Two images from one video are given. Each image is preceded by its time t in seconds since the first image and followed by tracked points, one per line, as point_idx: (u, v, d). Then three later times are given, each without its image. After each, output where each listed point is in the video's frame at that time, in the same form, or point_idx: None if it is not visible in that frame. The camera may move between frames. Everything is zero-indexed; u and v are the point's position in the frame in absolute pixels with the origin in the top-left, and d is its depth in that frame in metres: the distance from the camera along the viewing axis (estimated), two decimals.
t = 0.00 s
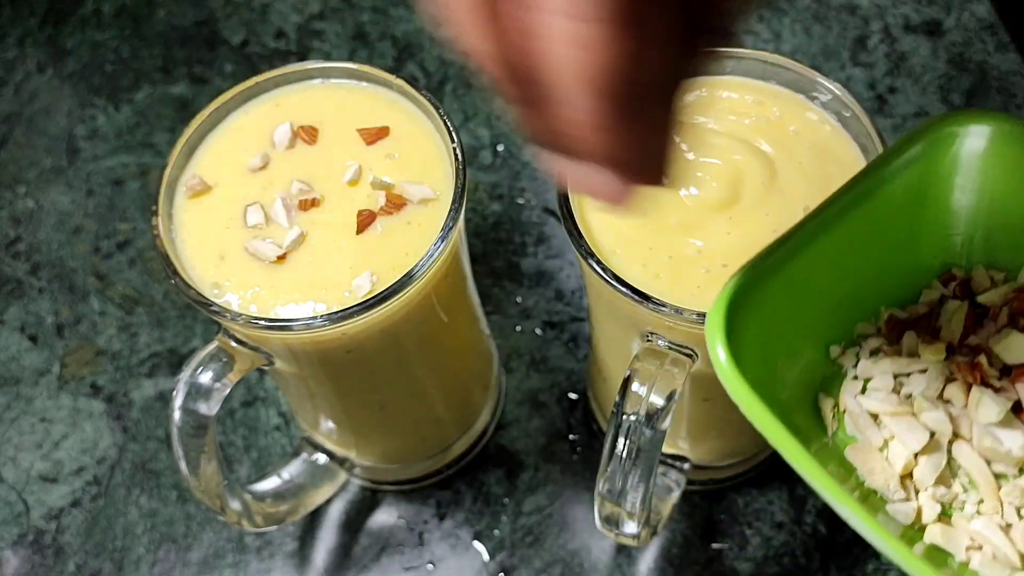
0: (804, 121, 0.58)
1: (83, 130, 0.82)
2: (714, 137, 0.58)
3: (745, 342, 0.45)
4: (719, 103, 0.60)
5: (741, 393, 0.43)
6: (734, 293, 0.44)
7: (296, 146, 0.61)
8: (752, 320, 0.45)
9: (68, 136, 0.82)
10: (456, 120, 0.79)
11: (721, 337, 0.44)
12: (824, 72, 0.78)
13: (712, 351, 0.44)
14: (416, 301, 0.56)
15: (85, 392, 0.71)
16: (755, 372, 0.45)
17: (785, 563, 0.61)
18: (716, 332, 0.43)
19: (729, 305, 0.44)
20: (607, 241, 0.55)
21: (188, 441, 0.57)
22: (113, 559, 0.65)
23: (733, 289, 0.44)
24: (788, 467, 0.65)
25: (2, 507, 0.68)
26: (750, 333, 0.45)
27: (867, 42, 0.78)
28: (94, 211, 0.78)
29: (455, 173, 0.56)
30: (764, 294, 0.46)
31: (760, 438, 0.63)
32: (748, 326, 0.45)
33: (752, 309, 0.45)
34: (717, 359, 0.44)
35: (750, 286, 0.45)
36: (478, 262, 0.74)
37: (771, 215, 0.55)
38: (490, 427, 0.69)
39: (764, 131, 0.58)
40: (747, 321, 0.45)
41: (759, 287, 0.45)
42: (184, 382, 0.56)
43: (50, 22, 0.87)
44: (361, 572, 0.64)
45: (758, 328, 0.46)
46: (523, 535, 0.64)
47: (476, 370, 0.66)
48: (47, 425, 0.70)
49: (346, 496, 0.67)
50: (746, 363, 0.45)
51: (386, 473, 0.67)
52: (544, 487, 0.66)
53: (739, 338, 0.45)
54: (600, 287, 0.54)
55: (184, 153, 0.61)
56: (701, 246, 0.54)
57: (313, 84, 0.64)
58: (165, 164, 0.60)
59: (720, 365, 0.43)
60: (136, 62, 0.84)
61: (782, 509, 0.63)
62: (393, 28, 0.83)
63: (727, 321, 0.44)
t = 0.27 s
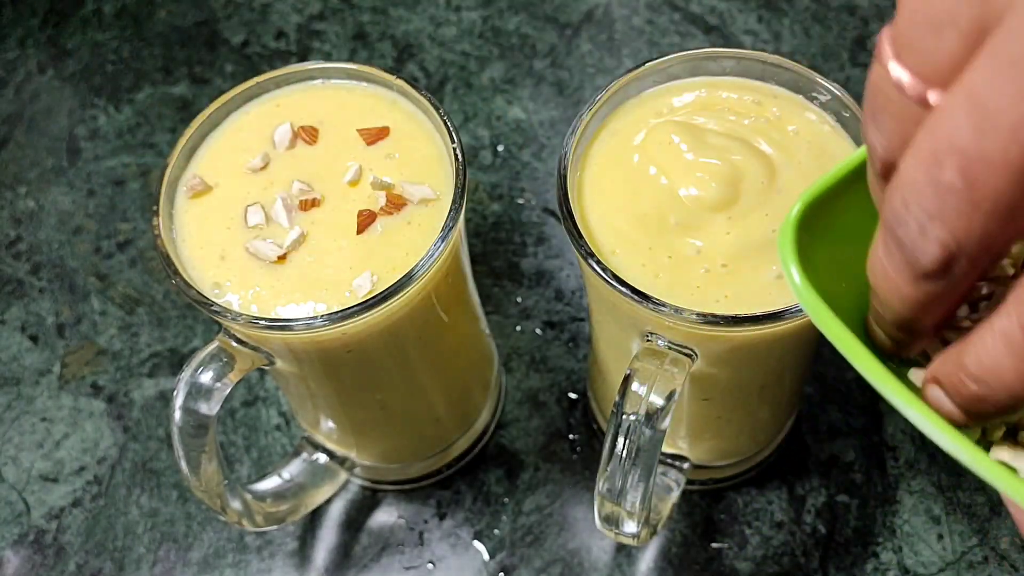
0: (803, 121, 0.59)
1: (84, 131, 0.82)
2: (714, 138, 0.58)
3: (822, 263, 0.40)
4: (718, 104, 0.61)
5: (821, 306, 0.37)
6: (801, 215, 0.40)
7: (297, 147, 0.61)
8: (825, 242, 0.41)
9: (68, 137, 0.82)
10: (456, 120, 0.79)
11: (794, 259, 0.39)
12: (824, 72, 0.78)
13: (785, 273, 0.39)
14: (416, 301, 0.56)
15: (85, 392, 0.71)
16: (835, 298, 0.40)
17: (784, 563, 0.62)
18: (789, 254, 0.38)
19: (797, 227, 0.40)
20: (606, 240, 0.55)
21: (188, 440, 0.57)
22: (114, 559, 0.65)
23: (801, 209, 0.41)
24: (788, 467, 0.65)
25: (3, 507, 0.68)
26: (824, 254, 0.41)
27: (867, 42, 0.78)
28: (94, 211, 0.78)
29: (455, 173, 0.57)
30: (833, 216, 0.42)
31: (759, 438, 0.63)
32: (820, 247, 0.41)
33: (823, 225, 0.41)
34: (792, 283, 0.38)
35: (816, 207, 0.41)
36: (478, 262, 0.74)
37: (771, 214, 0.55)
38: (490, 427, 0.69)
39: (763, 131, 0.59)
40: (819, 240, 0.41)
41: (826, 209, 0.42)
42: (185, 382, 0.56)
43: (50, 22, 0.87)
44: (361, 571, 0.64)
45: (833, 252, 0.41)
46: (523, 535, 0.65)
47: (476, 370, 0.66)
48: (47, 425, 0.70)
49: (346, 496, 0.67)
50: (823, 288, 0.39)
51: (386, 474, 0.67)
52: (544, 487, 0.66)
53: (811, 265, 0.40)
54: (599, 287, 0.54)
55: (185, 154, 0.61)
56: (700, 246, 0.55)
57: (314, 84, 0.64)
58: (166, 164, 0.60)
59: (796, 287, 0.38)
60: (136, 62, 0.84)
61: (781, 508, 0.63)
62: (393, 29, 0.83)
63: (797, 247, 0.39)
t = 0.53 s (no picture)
0: (802, 121, 0.59)
1: (84, 130, 0.82)
2: (714, 138, 0.58)
3: (887, 267, 0.43)
4: (717, 103, 0.61)
5: (896, 315, 0.39)
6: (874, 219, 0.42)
7: (297, 147, 0.61)
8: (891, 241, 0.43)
9: (68, 137, 0.82)
10: (456, 120, 0.79)
11: (868, 268, 0.41)
12: (824, 72, 0.78)
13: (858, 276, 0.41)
14: (416, 301, 0.56)
15: (85, 391, 0.71)
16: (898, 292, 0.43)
17: (784, 562, 0.62)
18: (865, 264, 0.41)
19: (869, 239, 0.42)
20: (606, 240, 0.55)
21: (188, 441, 0.57)
22: (114, 559, 0.65)
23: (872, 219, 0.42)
24: (788, 467, 0.65)
25: (3, 507, 0.68)
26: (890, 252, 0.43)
27: (867, 42, 0.79)
28: (95, 211, 0.78)
29: (455, 173, 0.57)
30: (904, 217, 0.44)
31: (761, 437, 0.63)
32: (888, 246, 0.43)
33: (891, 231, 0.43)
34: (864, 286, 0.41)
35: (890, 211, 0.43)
36: (478, 262, 0.74)
37: (771, 214, 0.55)
38: (490, 427, 0.69)
39: (763, 131, 0.59)
40: (886, 246, 0.43)
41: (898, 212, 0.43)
42: (184, 382, 0.56)
43: (50, 22, 0.87)
44: (361, 571, 0.64)
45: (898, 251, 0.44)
46: (523, 534, 0.65)
47: (476, 370, 0.66)
48: (47, 425, 0.70)
49: (346, 496, 0.67)
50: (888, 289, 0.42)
51: (386, 474, 0.67)
52: (544, 487, 0.66)
53: (880, 267, 0.42)
54: (599, 287, 0.54)
55: (185, 153, 0.61)
56: (700, 246, 0.55)
57: (314, 84, 0.64)
58: (166, 164, 0.60)
59: (869, 290, 0.40)
60: (136, 62, 0.84)
61: (781, 508, 0.63)
62: (393, 29, 0.83)
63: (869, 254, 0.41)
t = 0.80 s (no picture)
0: (802, 121, 0.59)
1: (83, 130, 0.82)
2: (714, 137, 0.58)
3: (873, 345, 0.51)
4: (717, 103, 0.61)
5: (880, 408, 0.48)
6: (861, 300, 0.50)
7: (297, 147, 0.61)
8: (879, 319, 0.52)
9: (68, 137, 0.82)
10: (456, 120, 0.79)
11: (852, 355, 0.50)
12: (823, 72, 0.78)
13: (844, 365, 0.50)
14: (416, 301, 0.56)
15: (85, 391, 0.71)
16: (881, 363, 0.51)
17: (784, 562, 0.62)
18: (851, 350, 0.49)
19: (855, 329, 0.50)
20: (606, 240, 0.55)
21: (188, 440, 0.57)
22: (114, 559, 0.65)
23: (858, 305, 0.50)
24: (788, 467, 0.65)
25: (3, 507, 0.68)
26: (878, 330, 0.52)
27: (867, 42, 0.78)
28: (94, 211, 0.78)
29: (455, 173, 0.57)
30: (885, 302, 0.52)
31: (761, 437, 0.63)
32: (877, 325, 0.52)
33: (876, 325, 0.52)
34: (851, 374, 0.49)
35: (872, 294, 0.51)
36: (478, 262, 0.74)
37: (771, 214, 0.55)
38: (490, 427, 0.69)
39: (763, 130, 0.59)
40: (874, 337, 0.51)
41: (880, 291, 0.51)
42: (185, 382, 0.56)
43: (50, 22, 0.87)
44: (361, 571, 0.64)
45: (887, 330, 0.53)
46: (523, 534, 0.65)
47: (476, 370, 0.66)
48: (47, 425, 0.70)
49: (346, 496, 0.67)
50: (875, 368, 0.50)
51: (385, 474, 0.67)
52: (544, 486, 0.66)
53: (866, 340, 0.50)
54: (599, 287, 0.54)
55: (185, 154, 0.61)
56: (700, 246, 0.55)
57: (314, 84, 0.64)
58: (166, 163, 0.60)
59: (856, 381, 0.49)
60: (136, 62, 0.85)
61: (781, 508, 0.63)
62: (393, 29, 0.83)
63: (856, 329, 0.50)
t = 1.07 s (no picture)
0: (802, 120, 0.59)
1: (84, 130, 0.82)
2: (714, 137, 0.58)
3: (881, 500, 0.52)
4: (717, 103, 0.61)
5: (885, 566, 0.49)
6: (868, 461, 0.51)
7: (297, 147, 0.61)
8: (885, 481, 0.53)
9: (68, 137, 0.82)
10: (456, 120, 0.79)
11: (859, 508, 0.50)
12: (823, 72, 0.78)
13: (852, 522, 0.50)
14: (416, 301, 0.56)
15: (85, 391, 0.71)
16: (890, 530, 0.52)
17: (784, 562, 0.62)
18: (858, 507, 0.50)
19: (865, 481, 0.51)
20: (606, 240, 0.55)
21: (188, 440, 0.57)
22: (114, 559, 0.65)
23: (867, 468, 0.51)
24: (788, 467, 0.65)
25: (3, 507, 0.68)
26: (885, 491, 0.52)
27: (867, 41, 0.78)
28: (94, 211, 0.78)
29: (456, 173, 0.57)
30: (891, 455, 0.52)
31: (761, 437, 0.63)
32: (884, 483, 0.52)
33: (885, 479, 0.52)
34: (858, 532, 0.50)
35: (878, 457, 0.51)
36: (478, 262, 0.74)
37: (771, 214, 0.55)
38: (490, 427, 0.69)
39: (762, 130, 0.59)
40: (882, 494, 0.52)
41: (886, 444, 0.52)
42: (185, 382, 0.56)
43: (51, 22, 0.87)
44: (361, 571, 0.64)
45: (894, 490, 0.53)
46: (523, 534, 0.65)
47: (476, 370, 0.66)
48: (47, 425, 0.70)
49: (346, 496, 0.67)
50: (882, 530, 0.51)
51: (385, 474, 0.67)
52: (544, 486, 0.66)
53: (873, 500, 0.51)
54: (599, 287, 0.54)
55: (185, 153, 0.61)
56: (700, 246, 0.55)
57: (314, 84, 0.64)
58: (166, 163, 0.60)
59: (864, 539, 0.50)
60: (136, 62, 0.85)
61: (781, 508, 0.63)
62: (393, 29, 0.83)
63: (863, 493, 0.51)
